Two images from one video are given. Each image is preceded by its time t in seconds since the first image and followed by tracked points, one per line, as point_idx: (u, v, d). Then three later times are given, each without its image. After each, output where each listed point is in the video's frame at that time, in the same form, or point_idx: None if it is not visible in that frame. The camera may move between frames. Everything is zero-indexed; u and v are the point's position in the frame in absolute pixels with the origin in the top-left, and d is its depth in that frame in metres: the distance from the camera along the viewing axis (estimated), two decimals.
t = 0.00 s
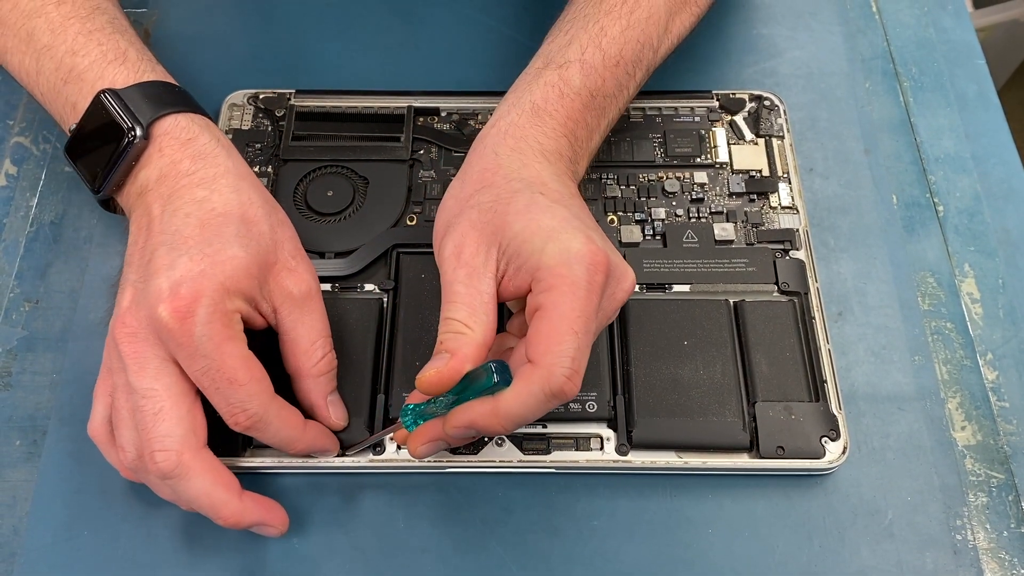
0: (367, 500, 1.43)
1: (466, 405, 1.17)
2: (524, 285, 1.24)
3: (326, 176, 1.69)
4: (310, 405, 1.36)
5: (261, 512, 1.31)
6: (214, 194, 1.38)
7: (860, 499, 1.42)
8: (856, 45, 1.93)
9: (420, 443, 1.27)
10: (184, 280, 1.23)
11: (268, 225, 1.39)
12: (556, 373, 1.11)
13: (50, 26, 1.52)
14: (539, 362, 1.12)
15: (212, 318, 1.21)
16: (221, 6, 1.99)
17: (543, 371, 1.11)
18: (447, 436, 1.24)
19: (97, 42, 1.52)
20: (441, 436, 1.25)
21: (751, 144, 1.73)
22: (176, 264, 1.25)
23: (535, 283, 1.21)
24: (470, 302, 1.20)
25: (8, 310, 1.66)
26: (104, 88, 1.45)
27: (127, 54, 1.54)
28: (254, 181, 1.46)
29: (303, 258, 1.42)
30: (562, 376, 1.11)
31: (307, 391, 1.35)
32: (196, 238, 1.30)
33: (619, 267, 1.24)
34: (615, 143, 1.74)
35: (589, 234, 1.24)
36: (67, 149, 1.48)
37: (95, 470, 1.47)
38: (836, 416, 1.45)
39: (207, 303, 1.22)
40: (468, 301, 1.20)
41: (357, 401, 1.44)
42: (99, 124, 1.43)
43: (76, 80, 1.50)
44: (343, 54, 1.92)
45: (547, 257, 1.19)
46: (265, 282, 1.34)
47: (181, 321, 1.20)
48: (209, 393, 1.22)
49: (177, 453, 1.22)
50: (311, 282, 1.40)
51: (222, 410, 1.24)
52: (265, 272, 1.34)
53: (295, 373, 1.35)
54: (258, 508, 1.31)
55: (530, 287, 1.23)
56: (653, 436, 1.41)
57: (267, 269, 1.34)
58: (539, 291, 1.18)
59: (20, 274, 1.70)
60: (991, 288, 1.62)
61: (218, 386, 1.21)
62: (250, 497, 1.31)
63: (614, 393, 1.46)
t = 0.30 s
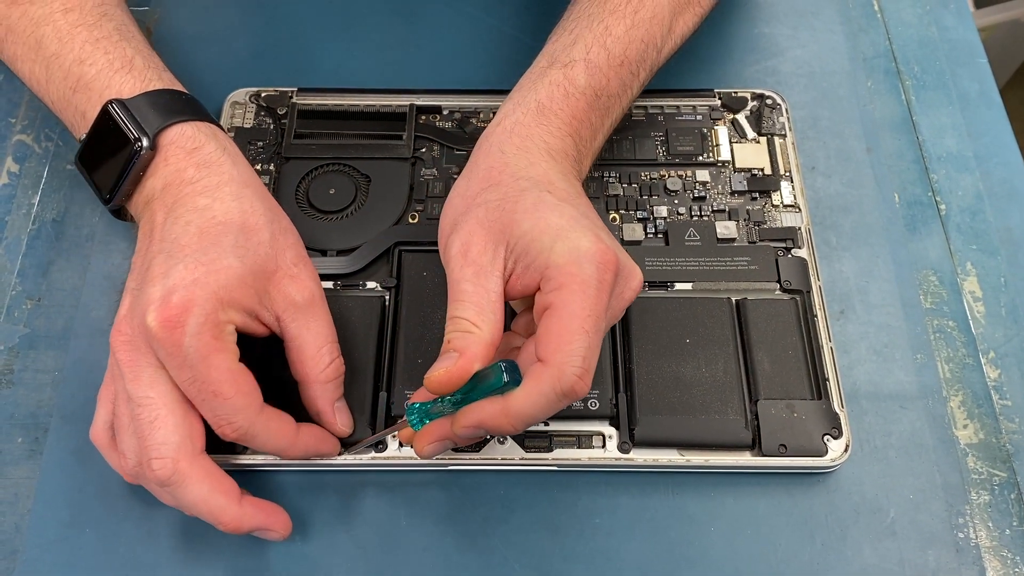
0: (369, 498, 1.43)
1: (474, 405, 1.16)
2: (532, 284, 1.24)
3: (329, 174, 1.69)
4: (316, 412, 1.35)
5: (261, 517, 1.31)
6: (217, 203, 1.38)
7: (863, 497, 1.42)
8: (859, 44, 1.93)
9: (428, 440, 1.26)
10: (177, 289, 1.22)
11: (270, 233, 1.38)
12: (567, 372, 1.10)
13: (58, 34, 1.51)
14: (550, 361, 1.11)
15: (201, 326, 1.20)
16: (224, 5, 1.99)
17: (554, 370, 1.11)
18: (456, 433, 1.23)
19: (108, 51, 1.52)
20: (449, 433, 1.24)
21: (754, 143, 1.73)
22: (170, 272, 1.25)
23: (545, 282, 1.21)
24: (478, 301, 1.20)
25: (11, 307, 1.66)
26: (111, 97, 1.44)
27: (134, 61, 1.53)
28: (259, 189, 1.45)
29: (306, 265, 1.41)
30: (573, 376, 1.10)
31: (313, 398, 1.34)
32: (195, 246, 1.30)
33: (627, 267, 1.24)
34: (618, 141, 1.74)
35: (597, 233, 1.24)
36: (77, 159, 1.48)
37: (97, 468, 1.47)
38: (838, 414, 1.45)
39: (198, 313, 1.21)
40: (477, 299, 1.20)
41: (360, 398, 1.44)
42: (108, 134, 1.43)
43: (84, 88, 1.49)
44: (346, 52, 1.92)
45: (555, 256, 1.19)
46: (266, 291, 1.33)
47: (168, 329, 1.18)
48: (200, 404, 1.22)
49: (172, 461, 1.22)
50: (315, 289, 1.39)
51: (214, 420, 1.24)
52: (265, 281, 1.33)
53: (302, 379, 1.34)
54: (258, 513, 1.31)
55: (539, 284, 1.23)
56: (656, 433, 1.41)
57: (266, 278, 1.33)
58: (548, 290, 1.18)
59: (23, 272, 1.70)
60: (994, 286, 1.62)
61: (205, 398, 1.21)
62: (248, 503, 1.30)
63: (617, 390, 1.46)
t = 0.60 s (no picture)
0: (371, 495, 1.43)
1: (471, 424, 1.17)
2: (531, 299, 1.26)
3: (331, 172, 1.69)
4: (313, 440, 1.35)
5: (262, 546, 1.30)
6: (195, 237, 1.30)
7: (864, 495, 1.42)
8: (859, 43, 1.93)
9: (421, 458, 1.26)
10: (153, 338, 1.17)
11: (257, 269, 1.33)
12: (568, 396, 1.12)
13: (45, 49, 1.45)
14: (550, 384, 1.13)
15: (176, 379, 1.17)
16: (226, 4, 2.00)
17: (554, 393, 1.12)
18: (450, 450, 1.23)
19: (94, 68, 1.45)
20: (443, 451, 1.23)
21: (755, 141, 1.74)
22: (147, 314, 1.20)
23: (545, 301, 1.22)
24: (477, 317, 1.20)
25: (14, 305, 1.67)
26: (93, 118, 1.38)
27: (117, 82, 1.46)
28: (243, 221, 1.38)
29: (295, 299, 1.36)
30: (573, 400, 1.13)
31: (313, 427, 1.34)
32: (171, 285, 1.23)
33: (628, 287, 1.26)
34: (619, 139, 1.74)
35: (599, 252, 1.25)
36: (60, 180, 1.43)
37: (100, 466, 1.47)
38: (839, 412, 1.45)
39: (176, 361, 1.17)
40: (478, 314, 1.21)
41: (363, 395, 1.45)
42: (88, 157, 1.36)
43: (73, 107, 1.44)
44: (348, 51, 1.93)
45: (557, 275, 1.21)
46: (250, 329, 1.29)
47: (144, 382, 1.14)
48: (177, 453, 1.21)
49: (164, 509, 1.21)
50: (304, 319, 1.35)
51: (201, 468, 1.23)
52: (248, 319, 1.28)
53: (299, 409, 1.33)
54: (257, 542, 1.30)
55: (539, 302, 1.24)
56: (657, 431, 1.42)
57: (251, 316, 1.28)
58: (549, 311, 1.19)
59: (27, 270, 1.71)
60: (994, 284, 1.62)
61: (183, 450, 1.20)
62: (246, 535, 1.29)
63: (618, 388, 1.47)
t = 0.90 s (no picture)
0: (372, 492, 1.43)
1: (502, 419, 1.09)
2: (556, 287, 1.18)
3: (332, 170, 1.70)
4: (288, 467, 1.33)
5: None
6: (156, 279, 1.21)
7: (864, 492, 1.43)
8: (859, 42, 1.94)
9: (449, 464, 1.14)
10: (129, 393, 1.10)
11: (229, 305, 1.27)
12: (598, 382, 1.06)
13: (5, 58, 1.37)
14: (579, 371, 1.06)
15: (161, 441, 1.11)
16: (227, 4, 2.00)
17: (584, 380, 1.06)
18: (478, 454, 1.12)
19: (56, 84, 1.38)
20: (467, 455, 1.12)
21: (755, 140, 1.74)
22: (115, 367, 1.12)
23: (572, 288, 1.14)
24: (502, 310, 1.11)
25: (17, 302, 1.67)
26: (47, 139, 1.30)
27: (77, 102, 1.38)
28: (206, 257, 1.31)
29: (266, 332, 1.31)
30: (603, 386, 1.06)
31: (291, 453, 1.30)
32: (134, 335, 1.14)
33: (660, 276, 1.19)
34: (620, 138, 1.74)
35: (628, 239, 1.18)
36: (6, 203, 1.33)
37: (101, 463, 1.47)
38: (840, 410, 1.45)
39: (156, 422, 1.10)
40: (503, 304, 1.11)
41: (364, 393, 1.45)
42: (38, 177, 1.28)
43: (27, 124, 1.34)
44: (349, 49, 1.93)
45: (588, 253, 1.13)
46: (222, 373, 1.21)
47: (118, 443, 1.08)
48: (152, 513, 1.15)
49: (139, 572, 1.14)
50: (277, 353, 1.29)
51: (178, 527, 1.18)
52: (220, 362, 1.21)
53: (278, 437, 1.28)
54: None
55: (565, 290, 1.16)
56: (657, 429, 1.42)
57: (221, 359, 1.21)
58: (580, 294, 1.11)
59: (29, 269, 1.71)
60: (994, 282, 1.62)
61: (158, 510, 1.14)
62: None
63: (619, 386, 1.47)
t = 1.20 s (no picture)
0: (371, 490, 1.44)
1: (931, 290, 1.08)
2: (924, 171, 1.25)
3: (332, 170, 1.70)
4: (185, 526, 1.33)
5: None
6: (77, 317, 1.23)
7: (864, 491, 1.43)
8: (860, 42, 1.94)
9: (868, 356, 1.17)
10: (52, 431, 1.12)
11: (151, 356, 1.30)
12: None
13: None
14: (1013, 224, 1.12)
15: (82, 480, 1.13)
16: (228, 4, 2.01)
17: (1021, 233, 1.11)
18: (894, 335, 1.14)
19: None
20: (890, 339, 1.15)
21: (755, 140, 1.74)
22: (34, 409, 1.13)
23: (945, 160, 1.21)
24: (883, 187, 1.11)
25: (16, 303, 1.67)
26: None
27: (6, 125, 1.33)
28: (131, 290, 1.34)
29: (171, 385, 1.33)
30: None
31: (180, 519, 1.31)
32: (53, 373, 1.15)
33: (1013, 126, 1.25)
34: (620, 137, 1.75)
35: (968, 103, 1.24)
36: None
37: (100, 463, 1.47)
38: (840, 409, 1.45)
39: (85, 465, 1.13)
40: (867, 189, 1.11)
41: (364, 392, 1.45)
42: None
43: None
44: (349, 49, 1.93)
45: (959, 119, 1.18)
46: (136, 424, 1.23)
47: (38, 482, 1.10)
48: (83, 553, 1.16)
49: None
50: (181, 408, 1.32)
51: None
52: (138, 412, 1.23)
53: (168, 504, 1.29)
54: None
55: (936, 162, 1.22)
56: (657, 428, 1.42)
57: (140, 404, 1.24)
58: (965, 162, 1.18)
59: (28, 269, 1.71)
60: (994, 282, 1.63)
61: (95, 549, 1.16)
62: None
63: (619, 385, 1.47)
